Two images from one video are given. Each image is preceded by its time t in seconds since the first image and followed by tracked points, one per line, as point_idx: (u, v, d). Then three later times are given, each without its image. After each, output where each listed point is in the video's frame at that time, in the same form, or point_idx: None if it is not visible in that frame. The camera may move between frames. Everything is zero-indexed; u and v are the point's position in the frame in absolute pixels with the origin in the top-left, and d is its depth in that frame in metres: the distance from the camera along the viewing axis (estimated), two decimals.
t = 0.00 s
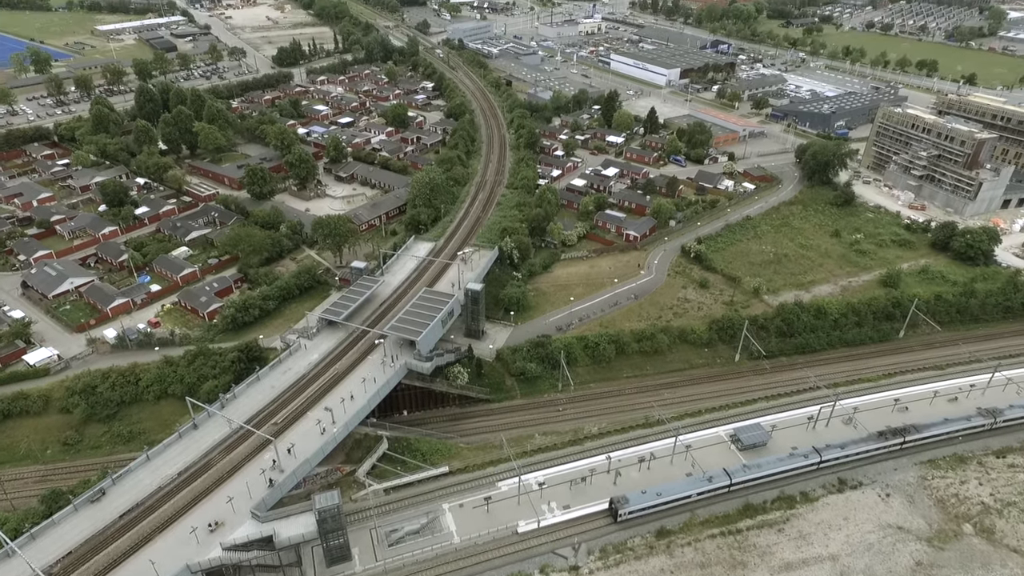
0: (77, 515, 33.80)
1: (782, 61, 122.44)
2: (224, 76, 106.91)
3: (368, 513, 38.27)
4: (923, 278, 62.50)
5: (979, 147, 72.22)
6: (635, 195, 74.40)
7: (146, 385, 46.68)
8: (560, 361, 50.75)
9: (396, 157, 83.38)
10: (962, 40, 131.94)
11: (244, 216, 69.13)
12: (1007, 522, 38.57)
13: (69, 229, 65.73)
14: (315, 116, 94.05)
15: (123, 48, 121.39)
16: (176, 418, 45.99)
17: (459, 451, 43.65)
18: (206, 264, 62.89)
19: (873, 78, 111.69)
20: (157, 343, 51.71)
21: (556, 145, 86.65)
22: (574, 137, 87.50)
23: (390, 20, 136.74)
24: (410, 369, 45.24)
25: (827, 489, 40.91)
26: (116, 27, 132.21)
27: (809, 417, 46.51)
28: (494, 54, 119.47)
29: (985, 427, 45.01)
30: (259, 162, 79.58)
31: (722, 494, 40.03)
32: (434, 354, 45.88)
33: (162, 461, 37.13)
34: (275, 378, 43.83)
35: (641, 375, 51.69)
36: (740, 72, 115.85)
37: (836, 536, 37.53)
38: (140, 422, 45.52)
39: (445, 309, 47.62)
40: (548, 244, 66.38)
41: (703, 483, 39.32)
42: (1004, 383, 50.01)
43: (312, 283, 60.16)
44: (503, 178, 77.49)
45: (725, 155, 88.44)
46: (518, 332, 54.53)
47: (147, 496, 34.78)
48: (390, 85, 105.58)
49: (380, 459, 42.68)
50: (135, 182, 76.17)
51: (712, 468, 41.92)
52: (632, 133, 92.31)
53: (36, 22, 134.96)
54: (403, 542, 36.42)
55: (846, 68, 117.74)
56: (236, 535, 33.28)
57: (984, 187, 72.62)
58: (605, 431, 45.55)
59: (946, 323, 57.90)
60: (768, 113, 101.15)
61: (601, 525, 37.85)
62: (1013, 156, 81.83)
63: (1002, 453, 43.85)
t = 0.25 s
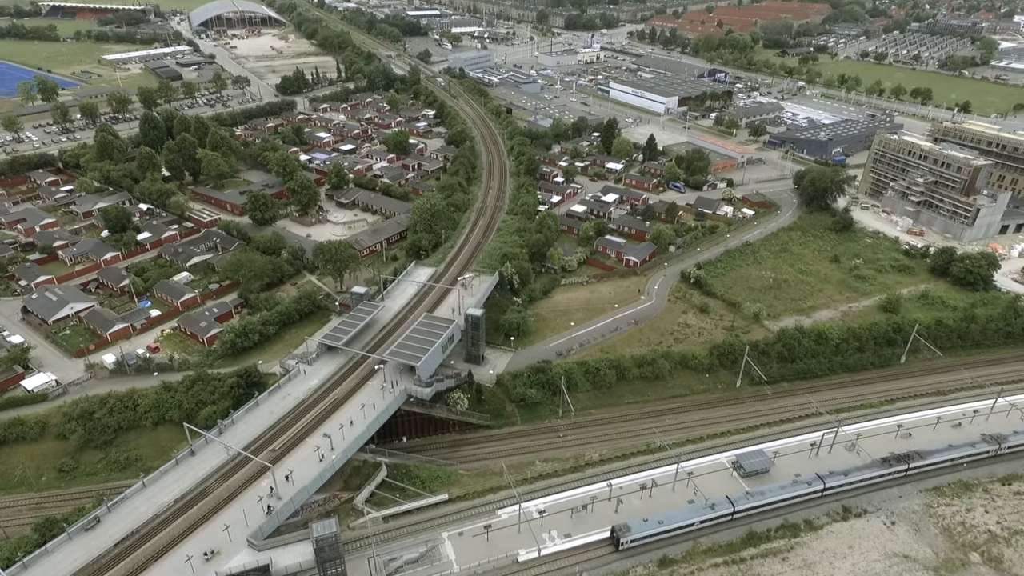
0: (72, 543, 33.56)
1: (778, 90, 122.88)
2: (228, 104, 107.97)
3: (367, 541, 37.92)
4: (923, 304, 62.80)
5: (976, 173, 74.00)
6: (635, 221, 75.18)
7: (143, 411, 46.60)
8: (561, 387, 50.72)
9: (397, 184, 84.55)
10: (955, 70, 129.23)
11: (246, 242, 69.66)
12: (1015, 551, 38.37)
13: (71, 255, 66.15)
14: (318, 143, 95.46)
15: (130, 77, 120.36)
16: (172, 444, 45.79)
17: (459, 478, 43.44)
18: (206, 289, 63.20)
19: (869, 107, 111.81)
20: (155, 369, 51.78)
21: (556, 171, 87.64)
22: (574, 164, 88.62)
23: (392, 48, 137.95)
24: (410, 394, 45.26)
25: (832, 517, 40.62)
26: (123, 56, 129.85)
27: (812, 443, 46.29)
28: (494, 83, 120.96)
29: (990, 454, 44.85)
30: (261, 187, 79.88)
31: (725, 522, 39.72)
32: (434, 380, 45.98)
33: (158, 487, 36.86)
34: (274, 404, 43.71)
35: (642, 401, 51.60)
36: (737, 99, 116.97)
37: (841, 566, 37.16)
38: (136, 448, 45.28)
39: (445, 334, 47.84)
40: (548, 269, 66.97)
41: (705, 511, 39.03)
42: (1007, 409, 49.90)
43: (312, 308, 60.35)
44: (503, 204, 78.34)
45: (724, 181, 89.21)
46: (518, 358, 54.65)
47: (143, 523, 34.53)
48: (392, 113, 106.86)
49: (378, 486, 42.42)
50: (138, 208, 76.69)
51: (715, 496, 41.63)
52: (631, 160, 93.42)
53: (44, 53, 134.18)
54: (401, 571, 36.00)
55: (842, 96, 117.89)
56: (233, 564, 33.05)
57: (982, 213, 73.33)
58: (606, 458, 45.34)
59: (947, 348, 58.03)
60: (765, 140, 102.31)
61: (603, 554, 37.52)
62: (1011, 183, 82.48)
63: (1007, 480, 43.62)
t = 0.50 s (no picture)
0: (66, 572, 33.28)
1: (775, 117, 123.37)
2: (232, 131, 108.61)
3: (364, 570, 37.53)
4: (923, 329, 63.00)
5: (974, 200, 73.97)
6: (635, 247, 75.83)
7: (141, 437, 46.17)
8: (561, 413, 50.68)
9: (398, 210, 85.42)
10: (950, 99, 126.79)
11: (248, 267, 69.94)
12: None
13: (72, 280, 65.76)
14: (320, 169, 96.27)
15: (136, 105, 117.81)
16: (169, 471, 45.29)
17: (458, 505, 43.25)
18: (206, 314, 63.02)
19: (865, 134, 111.99)
20: (154, 395, 51.43)
21: (556, 197, 88.45)
22: (574, 190, 89.78)
23: (394, 77, 139.24)
24: (409, 420, 45.14)
25: (837, 545, 40.32)
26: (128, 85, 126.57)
27: (815, 469, 45.89)
28: (494, 111, 122.31)
29: (996, 481, 44.66)
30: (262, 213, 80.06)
31: (727, 551, 39.37)
32: (434, 406, 45.95)
33: (155, 515, 36.68)
34: (273, 430, 43.57)
35: (643, 427, 51.48)
36: (736, 126, 117.92)
37: None
38: (133, 475, 44.73)
39: (445, 359, 48.05)
40: (549, 295, 67.48)
41: (708, 539, 38.70)
42: (1011, 435, 49.69)
43: (313, 333, 60.33)
44: (504, 230, 79.10)
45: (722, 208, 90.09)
46: (518, 383, 54.69)
47: (138, 553, 34.29)
48: (393, 140, 107.95)
49: (377, 514, 42.22)
50: (140, 234, 76.80)
51: (718, 523, 41.28)
52: (631, 186, 94.21)
53: (51, 82, 129.37)
54: None
55: (839, 123, 118.22)
56: None
57: (980, 239, 73.79)
58: (607, 485, 45.18)
59: (950, 373, 57.98)
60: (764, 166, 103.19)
61: None
62: (1008, 208, 82.68)
63: (1014, 508, 43.33)
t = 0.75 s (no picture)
0: None
1: (773, 144, 106.21)
2: (235, 156, 93.32)
3: None
4: (925, 350, 53.12)
5: (967, 226, 61.82)
6: (635, 270, 64.91)
7: (138, 462, 36.25)
8: (561, 437, 42.15)
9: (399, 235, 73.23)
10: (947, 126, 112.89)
11: (254, 287, 58.90)
12: None
13: (72, 302, 54.56)
14: (320, 195, 82.20)
15: (142, 132, 102.04)
16: (166, 498, 35.30)
17: (458, 532, 35.90)
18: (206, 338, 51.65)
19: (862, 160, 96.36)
20: (152, 420, 41.37)
21: (554, 222, 76.39)
22: (573, 215, 77.48)
23: (393, 102, 124.02)
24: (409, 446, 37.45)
25: None
26: (135, 111, 110.26)
27: (818, 496, 38.01)
28: (496, 136, 106.86)
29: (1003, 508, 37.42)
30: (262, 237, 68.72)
31: None
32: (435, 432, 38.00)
33: (150, 545, 29.23)
34: (272, 455, 35.22)
35: (645, 453, 42.80)
36: (734, 152, 100.70)
37: None
38: (128, 502, 35.19)
39: (450, 379, 40.61)
40: (548, 319, 57.58)
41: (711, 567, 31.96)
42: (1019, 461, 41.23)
43: (313, 357, 49.20)
44: (506, 253, 68.30)
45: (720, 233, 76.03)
46: (521, 410, 45.67)
47: None
48: (393, 167, 92.58)
49: (376, 542, 35.14)
50: (140, 259, 64.01)
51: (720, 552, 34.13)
52: (629, 210, 81.83)
53: (56, 110, 113.80)
54: None
55: (836, 149, 101.61)
56: None
57: (976, 262, 61.55)
58: (609, 511, 37.39)
59: (952, 398, 48.36)
60: (762, 193, 87.52)
61: None
62: (1008, 233, 68.35)
63: None
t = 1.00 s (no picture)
0: None
1: (772, 167, 104.48)
2: (238, 181, 86.04)
3: None
4: (926, 372, 41.57)
5: (968, 250, 48.98)
6: (634, 292, 52.56)
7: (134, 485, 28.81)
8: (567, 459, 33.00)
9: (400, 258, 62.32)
10: (943, 149, 114.88)
11: (255, 308, 48.81)
12: None
13: (73, 325, 45.37)
14: (321, 220, 72.39)
15: (145, 155, 97.35)
16: (165, 523, 27.69)
17: (459, 558, 27.69)
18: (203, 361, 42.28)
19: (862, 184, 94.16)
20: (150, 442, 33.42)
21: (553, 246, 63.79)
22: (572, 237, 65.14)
23: (397, 128, 125.12)
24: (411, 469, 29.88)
25: None
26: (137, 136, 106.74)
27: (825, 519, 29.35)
28: (496, 160, 103.85)
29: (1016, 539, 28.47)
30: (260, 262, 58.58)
31: None
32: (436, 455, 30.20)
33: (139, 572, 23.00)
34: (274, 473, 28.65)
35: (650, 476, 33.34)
36: (732, 177, 95.24)
37: None
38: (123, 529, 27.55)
39: (450, 404, 32.28)
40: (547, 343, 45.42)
41: None
42: None
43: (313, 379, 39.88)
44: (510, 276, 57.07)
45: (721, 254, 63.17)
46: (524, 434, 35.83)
47: None
48: (395, 190, 83.77)
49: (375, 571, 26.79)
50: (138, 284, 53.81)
51: None
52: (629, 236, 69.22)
53: (62, 133, 112.25)
54: None
55: (834, 173, 100.60)
56: None
57: (977, 284, 48.37)
58: (613, 536, 28.96)
59: (954, 422, 37.79)
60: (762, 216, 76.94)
61: None
62: (1007, 254, 53.89)
63: None
